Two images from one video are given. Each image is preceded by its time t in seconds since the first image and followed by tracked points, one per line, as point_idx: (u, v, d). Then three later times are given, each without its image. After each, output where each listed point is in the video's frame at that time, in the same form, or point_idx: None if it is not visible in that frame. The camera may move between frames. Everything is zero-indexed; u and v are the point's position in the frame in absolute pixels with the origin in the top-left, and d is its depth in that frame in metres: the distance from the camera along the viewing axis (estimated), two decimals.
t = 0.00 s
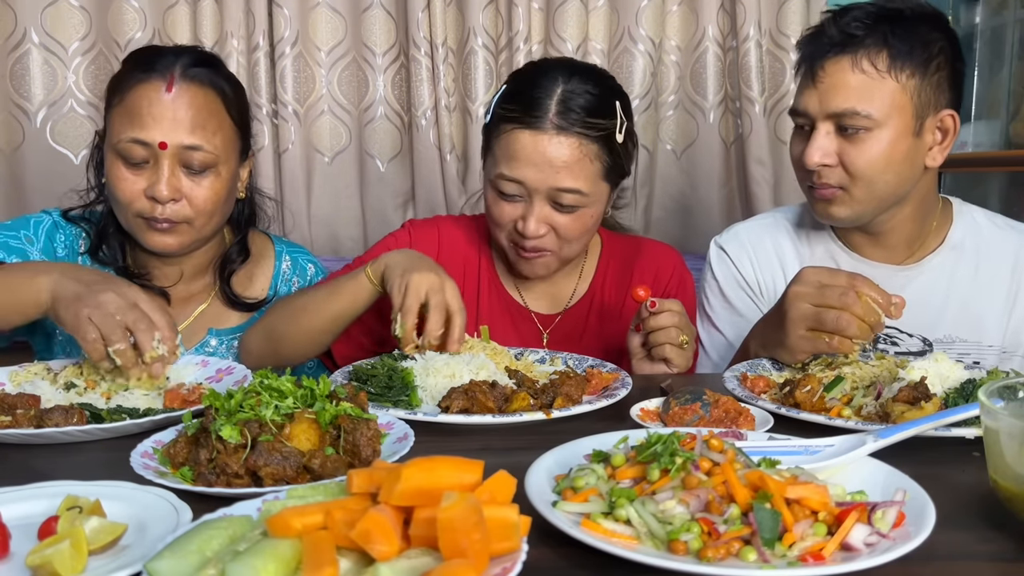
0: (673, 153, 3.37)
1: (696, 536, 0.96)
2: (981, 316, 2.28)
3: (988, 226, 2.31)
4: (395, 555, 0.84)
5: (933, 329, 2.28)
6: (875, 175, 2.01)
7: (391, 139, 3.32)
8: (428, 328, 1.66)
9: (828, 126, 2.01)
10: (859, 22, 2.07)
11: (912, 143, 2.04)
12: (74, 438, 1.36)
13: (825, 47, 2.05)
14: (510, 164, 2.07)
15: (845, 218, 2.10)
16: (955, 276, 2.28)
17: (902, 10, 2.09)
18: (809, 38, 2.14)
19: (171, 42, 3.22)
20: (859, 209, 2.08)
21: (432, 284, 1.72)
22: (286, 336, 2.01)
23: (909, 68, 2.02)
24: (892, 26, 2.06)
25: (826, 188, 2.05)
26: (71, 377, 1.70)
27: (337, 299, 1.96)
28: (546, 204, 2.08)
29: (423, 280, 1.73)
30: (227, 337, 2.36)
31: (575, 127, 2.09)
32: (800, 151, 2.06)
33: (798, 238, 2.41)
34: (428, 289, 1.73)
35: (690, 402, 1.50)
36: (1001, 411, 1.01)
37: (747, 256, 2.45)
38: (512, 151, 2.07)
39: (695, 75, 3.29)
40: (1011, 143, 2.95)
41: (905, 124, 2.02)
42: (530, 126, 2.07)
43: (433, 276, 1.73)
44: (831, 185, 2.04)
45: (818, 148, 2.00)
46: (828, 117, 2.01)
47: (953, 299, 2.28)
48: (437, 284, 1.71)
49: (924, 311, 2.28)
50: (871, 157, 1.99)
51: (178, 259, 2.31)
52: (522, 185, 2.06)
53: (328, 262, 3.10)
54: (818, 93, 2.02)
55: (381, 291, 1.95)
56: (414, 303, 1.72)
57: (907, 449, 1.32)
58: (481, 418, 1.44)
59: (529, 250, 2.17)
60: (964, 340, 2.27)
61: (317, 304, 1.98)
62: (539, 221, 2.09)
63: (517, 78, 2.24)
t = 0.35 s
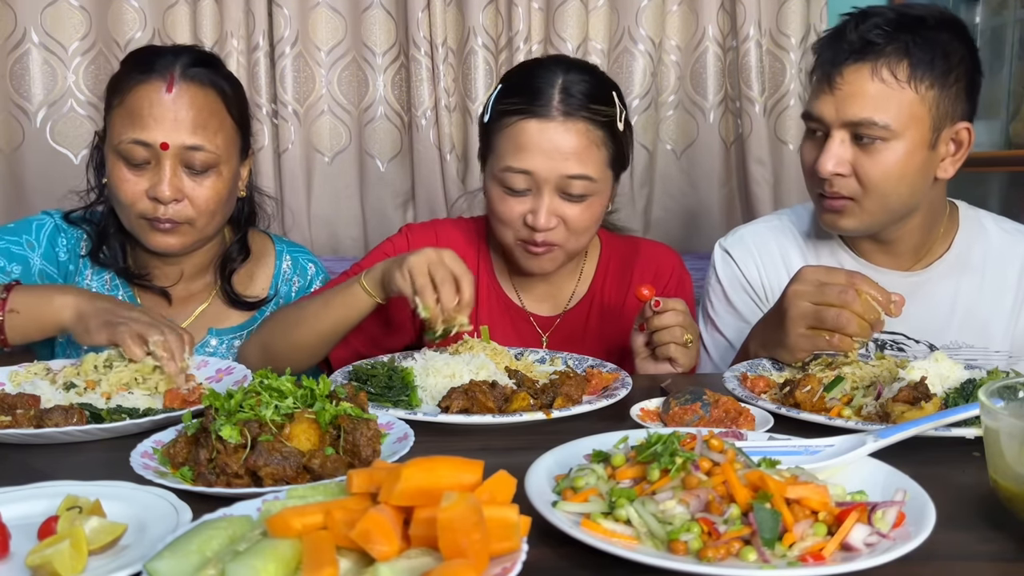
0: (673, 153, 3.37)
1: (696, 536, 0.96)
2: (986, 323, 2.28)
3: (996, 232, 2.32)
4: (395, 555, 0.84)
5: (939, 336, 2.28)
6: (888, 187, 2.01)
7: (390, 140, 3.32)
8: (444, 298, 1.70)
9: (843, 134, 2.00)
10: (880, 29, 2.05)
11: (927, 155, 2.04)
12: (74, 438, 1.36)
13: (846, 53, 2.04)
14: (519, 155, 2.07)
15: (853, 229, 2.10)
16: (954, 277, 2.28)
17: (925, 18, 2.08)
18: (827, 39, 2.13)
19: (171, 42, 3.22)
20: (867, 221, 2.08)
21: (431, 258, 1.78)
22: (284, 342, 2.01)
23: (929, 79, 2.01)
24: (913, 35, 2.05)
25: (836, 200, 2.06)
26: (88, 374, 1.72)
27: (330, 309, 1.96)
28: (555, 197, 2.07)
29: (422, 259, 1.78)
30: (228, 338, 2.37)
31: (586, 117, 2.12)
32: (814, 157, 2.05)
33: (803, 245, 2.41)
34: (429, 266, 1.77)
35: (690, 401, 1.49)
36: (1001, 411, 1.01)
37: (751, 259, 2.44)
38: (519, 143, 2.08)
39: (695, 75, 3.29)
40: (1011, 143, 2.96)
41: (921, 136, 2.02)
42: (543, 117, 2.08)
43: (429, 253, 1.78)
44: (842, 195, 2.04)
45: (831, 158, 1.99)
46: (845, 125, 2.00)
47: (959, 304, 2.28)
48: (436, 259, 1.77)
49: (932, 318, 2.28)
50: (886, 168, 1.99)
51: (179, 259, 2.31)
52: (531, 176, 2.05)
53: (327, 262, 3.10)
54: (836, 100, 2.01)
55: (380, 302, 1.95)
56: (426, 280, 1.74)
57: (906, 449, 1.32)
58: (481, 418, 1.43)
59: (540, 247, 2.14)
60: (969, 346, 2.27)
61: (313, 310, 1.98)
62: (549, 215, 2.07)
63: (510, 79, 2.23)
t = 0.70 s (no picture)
0: (673, 153, 3.37)
1: (696, 536, 0.96)
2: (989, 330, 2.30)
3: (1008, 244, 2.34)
4: (394, 555, 0.84)
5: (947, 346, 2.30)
6: (891, 210, 2.01)
7: (391, 139, 3.32)
8: (451, 295, 1.68)
9: (854, 149, 2.00)
10: (913, 48, 2.02)
11: (938, 183, 2.03)
12: (74, 438, 1.36)
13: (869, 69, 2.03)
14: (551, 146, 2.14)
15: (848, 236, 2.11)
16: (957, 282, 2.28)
17: (964, 42, 2.04)
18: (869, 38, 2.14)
19: (171, 42, 3.22)
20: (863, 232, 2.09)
21: (433, 256, 1.76)
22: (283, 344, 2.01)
23: (951, 109, 1.99)
24: (945, 59, 2.02)
25: (837, 207, 2.06)
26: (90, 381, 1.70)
27: (332, 308, 1.96)
28: (590, 179, 2.15)
29: (425, 258, 1.76)
30: (227, 338, 2.37)
31: (597, 96, 2.21)
32: (827, 162, 2.07)
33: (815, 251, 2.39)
34: (433, 264, 1.75)
35: (690, 401, 1.49)
36: (1001, 411, 1.01)
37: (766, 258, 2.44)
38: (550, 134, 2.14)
39: (695, 75, 3.29)
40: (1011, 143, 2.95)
41: (933, 165, 2.01)
42: (565, 102, 2.15)
43: (433, 252, 1.77)
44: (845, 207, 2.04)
45: (841, 168, 2.00)
46: (858, 140, 2.00)
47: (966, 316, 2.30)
48: (440, 256, 1.76)
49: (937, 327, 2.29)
50: (893, 189, 1.98)
51: (180, 259, 2.31)
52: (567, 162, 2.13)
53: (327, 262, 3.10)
54: (854, 110, 2.00)
55: (381, 302, 1.95)
56: (432, 279, 1.73)
57: (907, 449, 1.32)
58: (481, 418, 1.43)
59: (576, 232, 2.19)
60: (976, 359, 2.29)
61: (313, 310, 1.98)
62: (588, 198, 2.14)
63: (505, 80, 2.26)
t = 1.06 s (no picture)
0: (673, 153, 3.37)
1: (696, 536, 0.96)
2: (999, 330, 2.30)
3: None
4: (395, 555, 0.84)
5: (956, 350, 2.29)
6: (904, 207, 2.01)
7: (391, 139, 3.32)
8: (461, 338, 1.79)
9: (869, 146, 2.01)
10: (931, 45, 2.02)
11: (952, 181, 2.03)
12: (74, 438, 1.36)
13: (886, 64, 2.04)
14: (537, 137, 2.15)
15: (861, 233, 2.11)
16: (962, 282, 2.28)
17: (983, 40, 2.03)
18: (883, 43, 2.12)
19: (171, 42, 3.22)
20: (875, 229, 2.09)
21: (449, 301, 1.85)
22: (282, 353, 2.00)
23: (968, 106, 1.99)
24: (963, 56, 2.01)
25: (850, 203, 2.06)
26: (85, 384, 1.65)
27: (335, 326, 1.98)
28: (583, 166, 2.15)
29: (440, 302, 1.84)
30: (228, 338, 2.37)
31: (585, 84, 2.23)
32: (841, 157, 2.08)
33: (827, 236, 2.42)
34: (447, 307, 1.84)
35: (690, 401, 1.49)
36: (1001, 411, 1.01)
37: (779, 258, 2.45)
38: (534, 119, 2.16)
39: (695, 75, 3.29)
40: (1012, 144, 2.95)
41: (948, 162, 2.00)
42: (555, 93, 2.17)
43: (448, 296, 1.85)
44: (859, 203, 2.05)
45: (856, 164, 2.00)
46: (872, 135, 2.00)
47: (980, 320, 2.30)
48: (455, 302, 1.84)
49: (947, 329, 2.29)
50: (906, 185, 1.98)
51: (181, 259, 2.31)
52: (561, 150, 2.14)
53: (327, 262, 3.09)
54: (870, 107, 2.00)
55: (385, 321, 1.99)
56: (442, 322, 1.82)
57: (907, 449, 1.32)
58: (481, 418, 1.43)
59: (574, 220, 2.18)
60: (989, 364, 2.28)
61: (313, 323, 1.99)
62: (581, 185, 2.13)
63: (493, 75, 2.26)
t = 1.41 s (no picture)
0: (673, 153, 3.37)
1: (696, 536, 0.96)
2: (991, 322, 2.29)
3: (1007, 236, 2.31)
4: (395, 555, 0.84)
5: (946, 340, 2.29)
6: (893, 182, 2.01)
7: (390, 139, 3.32)
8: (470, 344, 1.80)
9: (853, 128, 2.02)
10: (898, 24, 2.07)
11: (935, 152, 2.04)
12: (74, 438, 1.36)
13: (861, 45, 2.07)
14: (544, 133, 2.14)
15: (855, 218, 2.09)
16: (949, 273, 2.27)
17: (943, 18, 2.09)
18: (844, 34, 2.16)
19: (171, 42, 3.22)
20: (870, 212, 2.08)
21: (456, 303, 1.86)
22: (282, 355, 2.01)
23: (941, 77, 2.03)
24: (930, 33, 2.06)
25: (840, 187, 2.06)
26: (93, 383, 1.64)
27: (339, 331, 1.98)
28: (579, 165, 2.15)
29: (447, 304, 1.87)
30: (230, 339, 2.37)
31: (579, 82, 2.23)
32: (822, 147, 2.07)
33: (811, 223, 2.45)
34: (455, 310, 1.85)
35: (690, 401, 1.49)
36: (1001, 411, 1.01)
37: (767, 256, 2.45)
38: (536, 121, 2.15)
39: (695, 75, 3.29)
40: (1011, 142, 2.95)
41: (929, 132, 2.03)
42: (549, 92, 2.17)
43: (455, 298, 1.87)
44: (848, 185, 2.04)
45: (841, 148, 2.01)
46: (857, 117, 2.02)
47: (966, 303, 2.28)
48: (462, 306, 1.86)
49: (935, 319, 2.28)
50: (890, 162, 2.00)
51: (183, 259, 2.31)
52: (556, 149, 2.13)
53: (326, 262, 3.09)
54: (848, 92, 2.04)
55: (390, 327, 2.00)
56: (451, 325, 1.84)
57: (908, 449, 1.32)
58: (481, 418, 1.43)
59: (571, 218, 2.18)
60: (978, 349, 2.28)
61: (315, 327, 1.99)
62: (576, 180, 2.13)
63: (488, 77, 2.26)
